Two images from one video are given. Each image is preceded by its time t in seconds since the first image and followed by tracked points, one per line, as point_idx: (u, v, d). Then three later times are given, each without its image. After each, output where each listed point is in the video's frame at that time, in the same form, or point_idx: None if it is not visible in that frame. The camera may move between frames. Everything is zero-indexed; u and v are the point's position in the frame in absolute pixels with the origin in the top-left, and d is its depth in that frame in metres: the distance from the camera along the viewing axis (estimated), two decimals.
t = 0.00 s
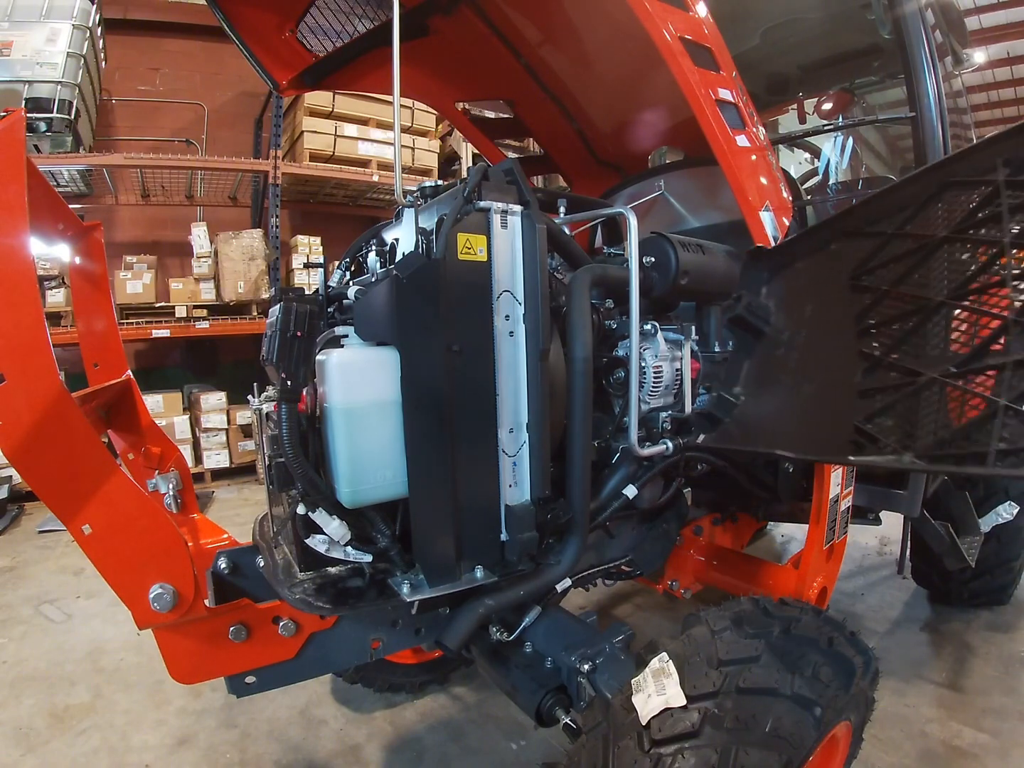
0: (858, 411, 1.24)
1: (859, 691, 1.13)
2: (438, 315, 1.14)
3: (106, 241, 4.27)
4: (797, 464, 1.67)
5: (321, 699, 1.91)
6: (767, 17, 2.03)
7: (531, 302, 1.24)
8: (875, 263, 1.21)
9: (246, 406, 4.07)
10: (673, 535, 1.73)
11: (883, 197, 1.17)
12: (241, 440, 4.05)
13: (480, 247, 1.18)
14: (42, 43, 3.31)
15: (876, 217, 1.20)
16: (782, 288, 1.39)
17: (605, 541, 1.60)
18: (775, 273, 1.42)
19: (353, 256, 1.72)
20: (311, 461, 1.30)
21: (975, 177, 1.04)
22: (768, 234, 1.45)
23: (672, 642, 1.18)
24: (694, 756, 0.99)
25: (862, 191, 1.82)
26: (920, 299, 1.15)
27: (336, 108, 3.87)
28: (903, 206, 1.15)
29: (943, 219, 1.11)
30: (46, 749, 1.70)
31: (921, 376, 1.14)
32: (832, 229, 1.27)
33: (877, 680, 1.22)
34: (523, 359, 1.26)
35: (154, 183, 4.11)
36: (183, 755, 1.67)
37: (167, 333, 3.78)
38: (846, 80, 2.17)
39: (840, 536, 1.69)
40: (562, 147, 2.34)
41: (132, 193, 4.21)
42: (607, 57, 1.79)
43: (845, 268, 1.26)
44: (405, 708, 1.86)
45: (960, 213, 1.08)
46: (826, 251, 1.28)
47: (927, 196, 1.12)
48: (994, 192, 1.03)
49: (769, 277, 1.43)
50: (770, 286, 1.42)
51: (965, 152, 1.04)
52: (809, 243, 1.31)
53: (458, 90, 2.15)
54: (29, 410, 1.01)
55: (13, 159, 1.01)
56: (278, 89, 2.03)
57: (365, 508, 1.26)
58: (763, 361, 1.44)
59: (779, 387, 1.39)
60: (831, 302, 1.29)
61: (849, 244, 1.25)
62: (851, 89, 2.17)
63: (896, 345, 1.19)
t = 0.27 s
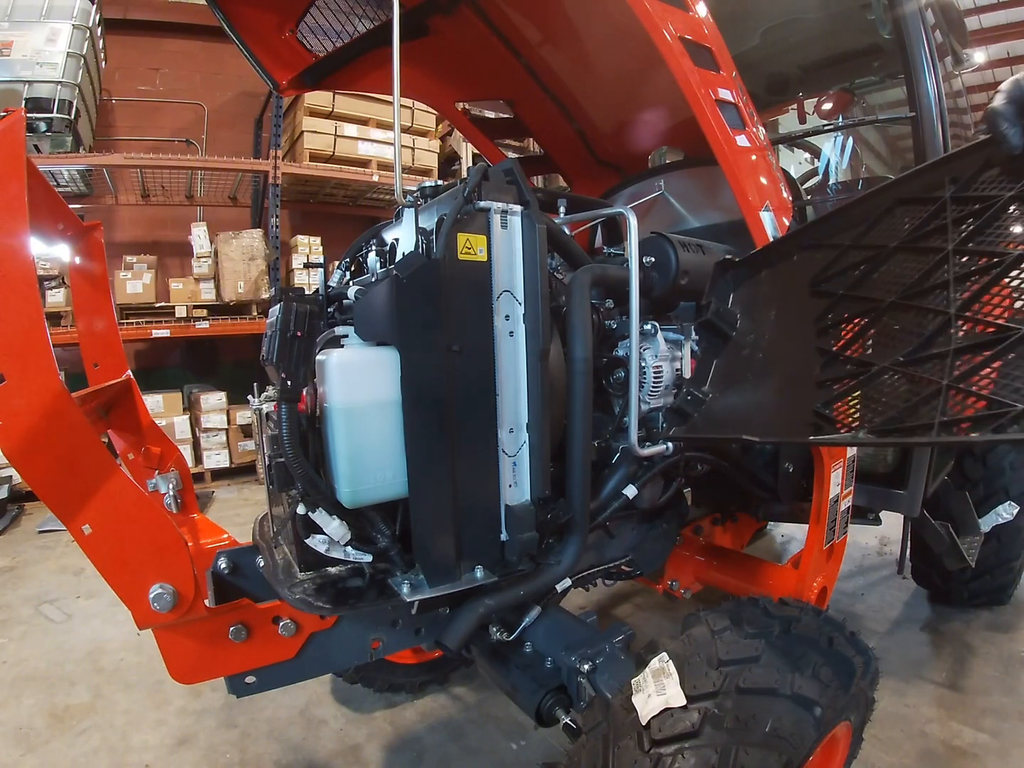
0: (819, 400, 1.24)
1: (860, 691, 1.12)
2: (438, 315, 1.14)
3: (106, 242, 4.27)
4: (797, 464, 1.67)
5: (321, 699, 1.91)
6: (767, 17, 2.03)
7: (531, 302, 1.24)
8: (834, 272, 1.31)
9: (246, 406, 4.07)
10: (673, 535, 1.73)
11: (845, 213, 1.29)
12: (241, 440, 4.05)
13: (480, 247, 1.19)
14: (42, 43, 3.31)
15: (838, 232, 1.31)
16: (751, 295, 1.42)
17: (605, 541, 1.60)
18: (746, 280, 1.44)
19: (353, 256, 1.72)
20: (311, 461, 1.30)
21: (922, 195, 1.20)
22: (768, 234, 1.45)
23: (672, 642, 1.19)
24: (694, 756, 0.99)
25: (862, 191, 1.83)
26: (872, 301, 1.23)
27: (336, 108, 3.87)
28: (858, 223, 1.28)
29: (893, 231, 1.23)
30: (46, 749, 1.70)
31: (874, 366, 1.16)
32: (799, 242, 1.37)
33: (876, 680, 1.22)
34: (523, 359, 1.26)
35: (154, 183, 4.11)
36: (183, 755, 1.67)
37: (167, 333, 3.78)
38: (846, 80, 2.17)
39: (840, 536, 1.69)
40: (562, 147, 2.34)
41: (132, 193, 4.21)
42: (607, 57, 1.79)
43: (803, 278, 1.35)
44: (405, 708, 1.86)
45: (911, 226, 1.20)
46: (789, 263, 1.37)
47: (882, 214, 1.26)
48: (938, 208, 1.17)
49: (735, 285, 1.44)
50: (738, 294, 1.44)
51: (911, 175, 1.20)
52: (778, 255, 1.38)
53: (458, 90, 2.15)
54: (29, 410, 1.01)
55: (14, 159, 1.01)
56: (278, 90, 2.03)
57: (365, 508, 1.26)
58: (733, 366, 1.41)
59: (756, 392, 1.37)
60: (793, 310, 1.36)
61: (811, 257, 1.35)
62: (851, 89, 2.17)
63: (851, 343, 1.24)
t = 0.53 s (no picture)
0: (814, 406, 1.32)
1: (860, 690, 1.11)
2: (438, 316, 1.15)
3: (105, 241, 4.27)
4: (796, 464, 1.70)
5: (322, 699, 1.91)
6: (766, 17, 2.03)
7: (531, 302, 1.24)
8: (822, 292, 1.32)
9: (246, 406, 4.07)
10: (673, 535, 1.73)
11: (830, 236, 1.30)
12: (241, 440, 4.05)
13: (480, 247, 1.19)
14: (42, 43, 3.31)
15: (821, 254, 1.32)
16: (749, 311, 1.44)
17: (605, 541, 1.60)
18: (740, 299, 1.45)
19: (353, 256, 1.72)
20: (311, 461, 1.30)
21: (899, 218, 1.19)
22: (768, 234, 1.45)
23: (672, 642, 1.19)
24: (694, 756, 0.99)
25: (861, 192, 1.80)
26: (863, 317, 1.25)
27: (336, 108, 3.87)
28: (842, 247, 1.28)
29: (874, 253, 1.24)
30: (46, 749, 1.70)
31: (864, 378, 1.22)
32: (787, 262, 1.38)
33: (876, 680, 1.22)
34: (523, 359, 1.26)
35: (154, 183, 4.11)
36: (183, 755, 1.67)
37: (167, 333, 3.78)
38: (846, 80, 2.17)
39: (840, 536, 1.69)
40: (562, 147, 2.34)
41: (132, 193, 4.21)
42: (607, 57, 1.79)
43: (796, 297, 1.37)
44: (405, 708, 1.86)
45: (895, 245, 1.20)
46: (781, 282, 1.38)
47: (864, 236, 1.26)
48: (916, 231, 1.17)
49: (732, 302, 1.46)
50: (735, 312, 1.45)
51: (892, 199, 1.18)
52: (769, 275, 1.40)
53: (458, 90, 2.15)
54: (29, 410, 1.01)
55: (14, 159, 1.01)
56: (278, 90, 2.03)
57: (366, 508, 1.26)
58: (730, 380, 1.45)
59: (754, 403, 1.42)
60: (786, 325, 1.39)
61: (799, 277, 1.37)
62: (851, 89, 2.17)
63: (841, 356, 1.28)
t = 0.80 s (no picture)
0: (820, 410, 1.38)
1: (856, 689, 1.13)
2: (438, 316, 1.15)
3: (105, 241, 4.27)
4: (796, 464, 1.71)
5: (321, 699, 1.91)
6: (766, 17, 2.03)
7: (531, 302, 1.24)
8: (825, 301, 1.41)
9: (246, 406, 4.07)
10: (673, 535, 1.73)
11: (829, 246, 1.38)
12: (241, 440, 4.04)
13: (480, 247, 1.19)
14: (42, 43, 3.31)
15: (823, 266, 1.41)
16: (761, 319, 1.52)
17: (605, 541, 1.60)
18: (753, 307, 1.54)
19: (353, 256, 1.72)
20: (311, 461, 1.30)
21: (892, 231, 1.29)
22: (768, 234, 1.45)
23: (672, 642, 1.19)
24: (694, 756, 0.99)
25: (861, 191, 1.82)
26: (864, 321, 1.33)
27: (336, 108, 3.87)
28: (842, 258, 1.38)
29: (871, 263, 1.34)
30: (46, 749, 1.70)
31: (862, 380, 1.30)
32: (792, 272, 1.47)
33: (876, 680, 1.22)
34: (523, 359, 1.26)
35: (154, 183, 4.11)
36: (183, 756, 1.67)
37: (167, 333, 3.78)
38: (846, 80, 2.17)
39: (840, 536, 1.69)
40: (562, 147, 2.34)
41: (132, 193, 4.21)
42: (608, 57, 1.79)
43: (800, 305, 1.46)
44: (405, 708, 1.86)
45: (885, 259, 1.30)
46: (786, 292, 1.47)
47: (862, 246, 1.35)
48: (904, 245, 1.27)
49: (747, 310, 1.55)
50: (750, 318, 1.54)
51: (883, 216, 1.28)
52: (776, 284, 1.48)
53: (458, 90, 2.15)
54: (29, 410, 1.01)
55: (14, 159, 1.01)
56: (278, 90, 2.03)
57: (366, 508, 1.26)
58: (746, 383, 1.53)
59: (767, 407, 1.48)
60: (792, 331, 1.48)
61: (804, 286, 1.45)
62: (851, 89, 2.17)
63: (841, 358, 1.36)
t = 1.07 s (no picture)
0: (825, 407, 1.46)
1: (856, 690, 1.13)
2: (438, 315, 1.15)
3: (105, 241, 4.27)
4: (797, 464, 1.74)
5: (321, 699, 1.91)
6: (766, 17, 2.03)
7: (531, 302, 1.24)
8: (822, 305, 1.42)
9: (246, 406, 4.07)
10: (673, 535, 1.74)
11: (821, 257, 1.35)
12: (241, 440, 4.05)
13: (480, 247, 1.19)
14: (42, 43, 3.31)
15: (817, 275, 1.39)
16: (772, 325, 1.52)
17: (605, 541, 1.60)
18: (774, 308, 1.52)
19: (353, 256, 1.72)
20: (310, 461, 1.30)
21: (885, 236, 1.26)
22: (768, 234, 1.45)
23: (672, 642, 1.20)
24: (694, 756, 0.99)
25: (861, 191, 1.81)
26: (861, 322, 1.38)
27: (335, 108, 3.87)
28: (843, 259, 1.33)
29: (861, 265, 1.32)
30: (46, 749, 1.70)
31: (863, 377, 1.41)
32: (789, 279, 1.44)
33: (876, 680, 1.23)
34: (524, 359, 1.26)
35: (154, 183, 4.11)
36: (183, 756, 1.67)
37: (167, 333, 3.77)
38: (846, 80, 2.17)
39: (840, 536, 1.70)
40: (562, 147, 2.34)
41: (132, 193, 4.21)
42: (608, 57, 1.79)
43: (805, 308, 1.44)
44: (406, 708, 1.86)
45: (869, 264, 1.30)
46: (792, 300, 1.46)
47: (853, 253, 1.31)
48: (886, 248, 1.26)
49: (768, 314, 1.53)
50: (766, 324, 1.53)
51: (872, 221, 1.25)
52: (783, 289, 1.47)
53: (458, 90, 2.15)
54: (29, 410, 1.01)
55: (14, 159, 1.01)
56: (278, 90, 2.03)
57: (366, 508, 1.26)
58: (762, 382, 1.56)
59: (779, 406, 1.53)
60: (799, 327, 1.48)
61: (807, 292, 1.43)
62: (851, 89, 2.18)
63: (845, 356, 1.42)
